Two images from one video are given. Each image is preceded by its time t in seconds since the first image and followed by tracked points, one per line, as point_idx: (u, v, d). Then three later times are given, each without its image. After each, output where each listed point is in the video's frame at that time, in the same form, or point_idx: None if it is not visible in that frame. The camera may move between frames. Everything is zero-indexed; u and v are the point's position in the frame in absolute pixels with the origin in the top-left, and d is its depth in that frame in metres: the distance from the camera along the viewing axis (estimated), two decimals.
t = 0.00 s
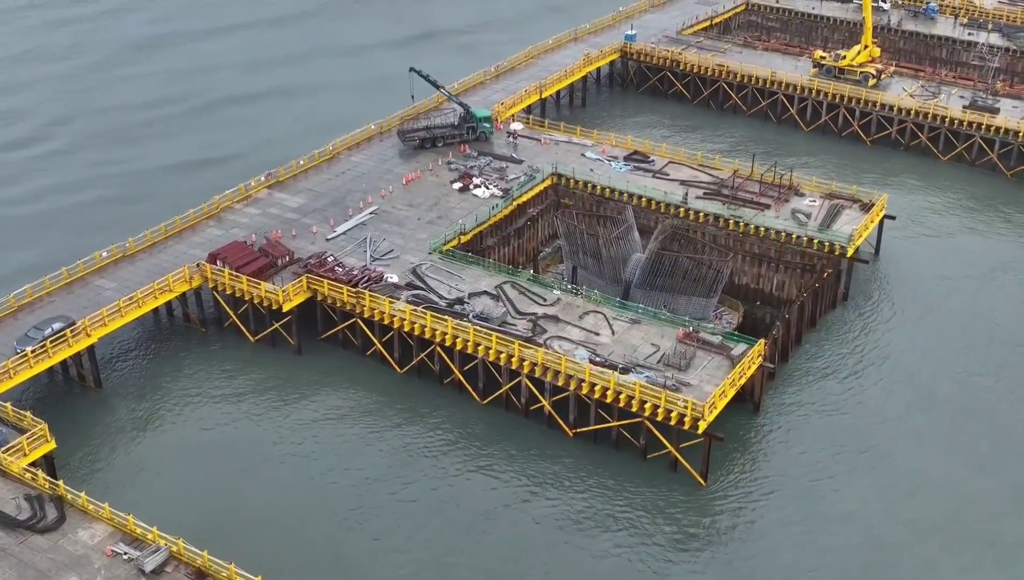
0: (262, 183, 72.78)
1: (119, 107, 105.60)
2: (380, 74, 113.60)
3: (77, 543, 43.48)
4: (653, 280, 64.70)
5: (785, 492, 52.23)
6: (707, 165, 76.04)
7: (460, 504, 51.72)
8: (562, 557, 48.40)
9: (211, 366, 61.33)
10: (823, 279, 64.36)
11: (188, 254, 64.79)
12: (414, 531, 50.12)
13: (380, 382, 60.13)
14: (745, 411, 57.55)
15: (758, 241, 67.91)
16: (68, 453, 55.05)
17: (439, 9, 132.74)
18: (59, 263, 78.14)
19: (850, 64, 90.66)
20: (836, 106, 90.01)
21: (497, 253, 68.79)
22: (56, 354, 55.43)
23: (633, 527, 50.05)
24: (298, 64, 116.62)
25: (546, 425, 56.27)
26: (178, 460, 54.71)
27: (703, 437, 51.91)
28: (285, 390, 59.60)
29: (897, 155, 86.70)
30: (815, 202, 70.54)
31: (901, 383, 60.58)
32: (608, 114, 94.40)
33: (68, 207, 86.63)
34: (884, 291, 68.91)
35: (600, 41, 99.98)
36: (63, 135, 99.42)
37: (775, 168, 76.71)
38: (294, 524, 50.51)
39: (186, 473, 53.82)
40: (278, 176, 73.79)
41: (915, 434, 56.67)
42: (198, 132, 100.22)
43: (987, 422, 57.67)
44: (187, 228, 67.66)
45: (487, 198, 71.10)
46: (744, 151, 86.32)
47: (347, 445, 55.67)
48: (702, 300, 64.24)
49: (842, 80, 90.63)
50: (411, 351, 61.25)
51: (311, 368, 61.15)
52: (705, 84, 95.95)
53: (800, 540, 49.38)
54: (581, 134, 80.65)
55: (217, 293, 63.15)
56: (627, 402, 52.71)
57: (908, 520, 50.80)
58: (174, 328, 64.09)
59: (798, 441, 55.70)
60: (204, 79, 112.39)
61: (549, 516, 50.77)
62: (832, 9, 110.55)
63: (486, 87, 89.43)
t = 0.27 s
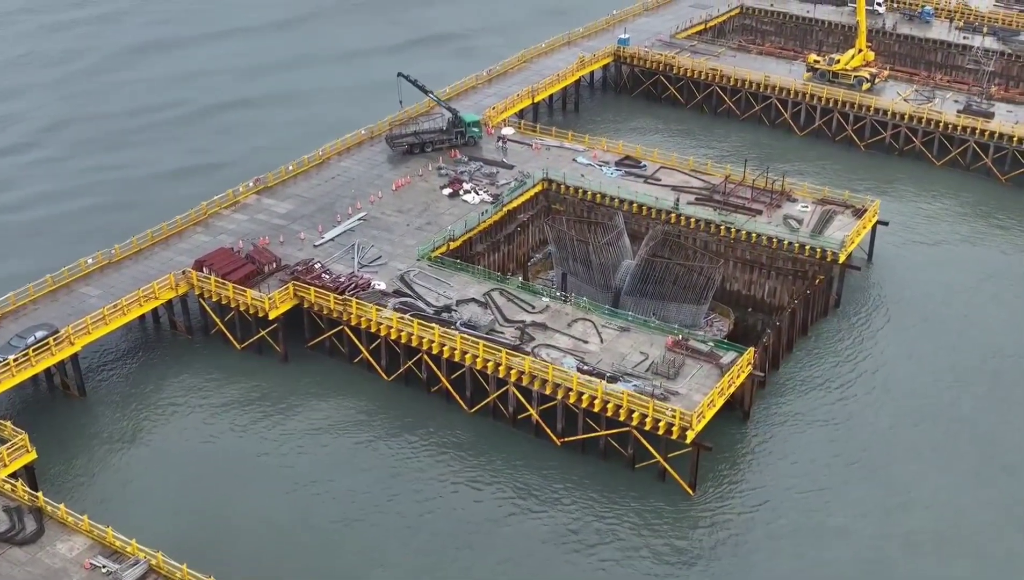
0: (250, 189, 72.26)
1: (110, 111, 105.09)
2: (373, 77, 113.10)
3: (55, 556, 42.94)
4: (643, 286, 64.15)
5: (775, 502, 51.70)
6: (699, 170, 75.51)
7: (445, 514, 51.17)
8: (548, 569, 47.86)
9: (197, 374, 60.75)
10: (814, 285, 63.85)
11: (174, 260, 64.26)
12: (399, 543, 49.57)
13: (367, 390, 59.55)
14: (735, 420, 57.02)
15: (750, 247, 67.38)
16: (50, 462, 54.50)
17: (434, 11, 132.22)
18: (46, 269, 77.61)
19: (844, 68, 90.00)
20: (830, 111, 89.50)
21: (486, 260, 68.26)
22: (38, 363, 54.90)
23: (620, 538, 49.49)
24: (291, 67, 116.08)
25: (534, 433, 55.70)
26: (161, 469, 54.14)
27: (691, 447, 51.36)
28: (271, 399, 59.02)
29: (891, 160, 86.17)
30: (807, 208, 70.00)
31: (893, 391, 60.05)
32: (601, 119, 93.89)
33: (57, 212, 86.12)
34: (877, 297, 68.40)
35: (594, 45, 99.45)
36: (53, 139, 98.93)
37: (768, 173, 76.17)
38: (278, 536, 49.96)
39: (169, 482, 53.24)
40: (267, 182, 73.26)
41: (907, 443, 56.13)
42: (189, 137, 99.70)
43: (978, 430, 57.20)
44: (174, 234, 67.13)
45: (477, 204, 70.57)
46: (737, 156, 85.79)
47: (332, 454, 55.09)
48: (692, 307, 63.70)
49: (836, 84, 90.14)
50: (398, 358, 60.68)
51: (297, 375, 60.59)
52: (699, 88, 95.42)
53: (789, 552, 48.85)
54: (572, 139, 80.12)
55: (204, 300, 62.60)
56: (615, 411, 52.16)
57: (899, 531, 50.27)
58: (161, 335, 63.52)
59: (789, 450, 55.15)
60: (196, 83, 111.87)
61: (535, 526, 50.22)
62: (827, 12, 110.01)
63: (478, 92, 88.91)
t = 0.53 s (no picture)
0: (238, 195, 71.72)
1: (101, 113, 104.49)
2: (367, 80, 112.59)
3: (33, 569, 42.47)
4: (633, 294, 63.64)
5: (763, 512, 51.25)
6: (691, 175, 75.00)
7: (431, 525, 50.69)
8: None
9: (182, 382, 60.20)
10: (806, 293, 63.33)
11: (160, 267, 63.74)
12: (384, 554, 49.11)
13: (354, 399, 59.00)
14: (725, 428, 56.57)
15: (741, 253, 66.88)
16: (32, 471, 53.93)
17: (428, 14, 131.74)
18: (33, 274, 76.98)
19: (837, 73, 89.67)
20: (823, 115, 89.03)
21: (475, 266, 67.76)
22: (21, 372, 54.36)
23: (607, 549, 48.99)
24: (284, 70, 115.57)
25: (522, 443, 55.18)
26: (144, 479, 53.64)
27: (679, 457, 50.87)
28: (256, 407, 58.46)
29: (885, 165, 85.69)
30: (799, 214, 69.47)
31: (885, 400, 59.53)
32: (593, 123, 93.40)
33: (45, 216, 85.53)
34: (869, 303, 67.89)
35: (587, 49, 98.99)
36: (43, 141, 98.35)
37: (760, 179, 75.68)
38: (261, 547, 49.47)
39: (152, 494, 52.67)
40: (256, 188, 72.72)
41: (898, 452, 55.63)
42: (180, 139, 99.15)
43: (970, 439, 56.75)
44: (161, 241, 66.60)
45: (467, 210, 70.05)
46: (730, 162, 85.31)
47: (318, 464, 54.56)
48: (683, 315, 63.14)
49: (830, 88, 89.73)
50: (386, 367, 60.15)
51: (284, 384, 60.06)
52: (692, 93, 94.95)
53: (777, 564, 48.36)
54: (564, 144, 79.63)
55: (190, 308, 62.05)
56: (602, 420, 51.66)
57: (888, 542, 49.83)
58: (146, 342, 62.95)
59: (779, 460, 54.66)
60: (188, 85, 111.35)
61: (521, 537, 49.79)
62: (821, 16, 109.58)
63: (470, 96, 88.40)
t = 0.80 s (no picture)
0: (226, 201, 71.21)
1: (92, 116, 103.90)
2: (359, 84, 112.08)
3: None
4: (623, 301, 63.12)
5: (752, 523, 50.77)
6: (683, 181, 74.48)
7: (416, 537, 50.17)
8: None
9: (168, 391, 59.68)
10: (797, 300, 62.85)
11: (146, 274, 63.23)
12: (367, 566, 48.62)
13: (340, 407, 58.48)
14: (714, 438, 56.04)
15: (732, 260, 66.39)
16: (14, 482, 53.41)
17: (422, 17, 131.23)
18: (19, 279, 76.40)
19: (831, 77, 89.24)
20: (817, 120, 88.53)
21: (464, 273, 67.25)
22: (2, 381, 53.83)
23: (593, 562, 48.47)
24: (276, 73, 115.05)
25: (509, 453, 54.65)
26: (127, 490, 53.14)
27: (667, 468, 50.34)
28: (242, 416, 57.93)
29: (879, 170, 85.18)
30: (791, 220, 68.96)
31: (876, 409, 59.01)
32: (586, 128, 92.90)
33: (33, 220, 84.96)
34: (861, 311, 67.39)
35: (580, 53, 98.48)
36: (33, 144, 97.75)
37: (752, 184, 75.16)
38: (243, 560, 48.98)
39: (135, 506, 52.14)
40: (244, 194, 72.21)
41: (888, 462, 55.14)
42: (171, 143, 98.61)
43: (960, 449, 56.25)
44: (147, 247, 66.09)
45: (456, 217, 69.54)
46: (722, 167, 84.80)
47: (303, 474, 54.06)
48: (673, 322, 62.62)
49: (824, 92, 89.24)
50: (372, 375, 59.62)
51: (269, 392, 59.52)
52: (685, 97, 94.45)
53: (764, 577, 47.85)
54: (555, 149, 79.13)
55: (175, 315, 61.54)
56: (589, 430, 51.14)
57: (877, 555, 49.34)
58: (132, 350, 62.41)
59: (768, 470, 54.15)
60: (180, 89, 110.84)
61: (507, 549, 49.34)
62: (816, 20, 109.05)
63: (462, 101, 87.89)
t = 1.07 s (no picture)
0: (214, 208, 70.67)
1: (82, 120, 103.32)
2: (352, 88, 111.56)
3: None
4: (613, 309, 62.57)
5: (741, 535, 50.23)
6: (674, 187, 73.91)
7: (400, 550, 49.63)
8: None
9: (153, 400, 59.12)
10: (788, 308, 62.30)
11: (132, 282, 62.69)
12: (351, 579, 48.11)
13: (326, 417, 57.94)
14: (703, 448, 55.49)
15: (723, 267, 65.87)
16: None
17: (416, 21, 130.75)
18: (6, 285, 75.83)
19: (825, 81, 88.77)
20: (811, 125, 88.02)
21: (454, 280, 66.72)
22: None
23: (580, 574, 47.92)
24: (269, 77, 114.55)
25: (496, 463, 54.10)
26: (110, 501, 52.61)
27: (654, 479, 49.77)
28: (227, 426, 57.39)
29: (873, 175, 84.66)
30: (783, 226, 68.41)
31: (867, 418, 58.47)
32: (579, 133, 92.39)
33: (22, 225, 84.38)
34: (853, 318, 66.85)
35: (573, 58, 97.97)
36: (22, 148, 97.18)
37: (744, 190, 74.61)
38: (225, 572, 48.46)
39: (116, 519, 51.58)
40: (232, 200, 71.68)
41: (878, 472, 54.60)
42: (161, 147, 98.09)
43: (952, 459, 55.71)
44: (134, 255, 65.57)
45: (446, 223, 69.00)
46: (715, 173, 84.29)
47: (288, 485, 53.53)
48: (663, 330, 62.04)
49: (818, 97, 88.73)
50: (359, 384, 59.05)
51: (255, 401, 58.96)
52: (679, 102, 93.94)
53: None
54: (547, 154, 78.60)
55: (161, 324, 60.99)
56: (576, 441, 50.57)
57: (866, 567, 48.82)
58: (117, 358, 61.85)
59: (757, 480, 53.61)
60: (172, 92, 110.32)
61: (492, 561, 48.79)
62: (811, 23, 108.55)
63: (454, 106, 87.36)
